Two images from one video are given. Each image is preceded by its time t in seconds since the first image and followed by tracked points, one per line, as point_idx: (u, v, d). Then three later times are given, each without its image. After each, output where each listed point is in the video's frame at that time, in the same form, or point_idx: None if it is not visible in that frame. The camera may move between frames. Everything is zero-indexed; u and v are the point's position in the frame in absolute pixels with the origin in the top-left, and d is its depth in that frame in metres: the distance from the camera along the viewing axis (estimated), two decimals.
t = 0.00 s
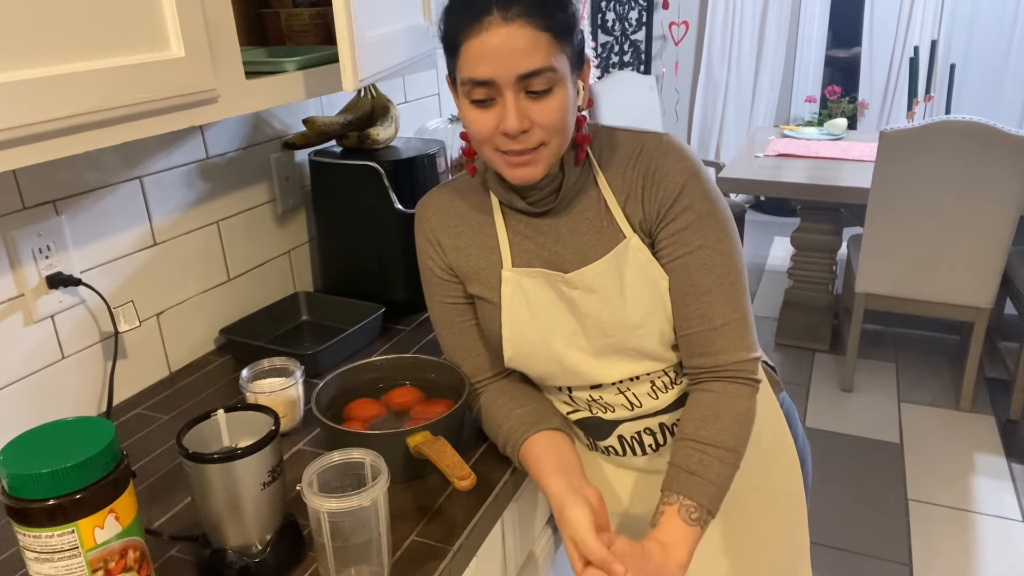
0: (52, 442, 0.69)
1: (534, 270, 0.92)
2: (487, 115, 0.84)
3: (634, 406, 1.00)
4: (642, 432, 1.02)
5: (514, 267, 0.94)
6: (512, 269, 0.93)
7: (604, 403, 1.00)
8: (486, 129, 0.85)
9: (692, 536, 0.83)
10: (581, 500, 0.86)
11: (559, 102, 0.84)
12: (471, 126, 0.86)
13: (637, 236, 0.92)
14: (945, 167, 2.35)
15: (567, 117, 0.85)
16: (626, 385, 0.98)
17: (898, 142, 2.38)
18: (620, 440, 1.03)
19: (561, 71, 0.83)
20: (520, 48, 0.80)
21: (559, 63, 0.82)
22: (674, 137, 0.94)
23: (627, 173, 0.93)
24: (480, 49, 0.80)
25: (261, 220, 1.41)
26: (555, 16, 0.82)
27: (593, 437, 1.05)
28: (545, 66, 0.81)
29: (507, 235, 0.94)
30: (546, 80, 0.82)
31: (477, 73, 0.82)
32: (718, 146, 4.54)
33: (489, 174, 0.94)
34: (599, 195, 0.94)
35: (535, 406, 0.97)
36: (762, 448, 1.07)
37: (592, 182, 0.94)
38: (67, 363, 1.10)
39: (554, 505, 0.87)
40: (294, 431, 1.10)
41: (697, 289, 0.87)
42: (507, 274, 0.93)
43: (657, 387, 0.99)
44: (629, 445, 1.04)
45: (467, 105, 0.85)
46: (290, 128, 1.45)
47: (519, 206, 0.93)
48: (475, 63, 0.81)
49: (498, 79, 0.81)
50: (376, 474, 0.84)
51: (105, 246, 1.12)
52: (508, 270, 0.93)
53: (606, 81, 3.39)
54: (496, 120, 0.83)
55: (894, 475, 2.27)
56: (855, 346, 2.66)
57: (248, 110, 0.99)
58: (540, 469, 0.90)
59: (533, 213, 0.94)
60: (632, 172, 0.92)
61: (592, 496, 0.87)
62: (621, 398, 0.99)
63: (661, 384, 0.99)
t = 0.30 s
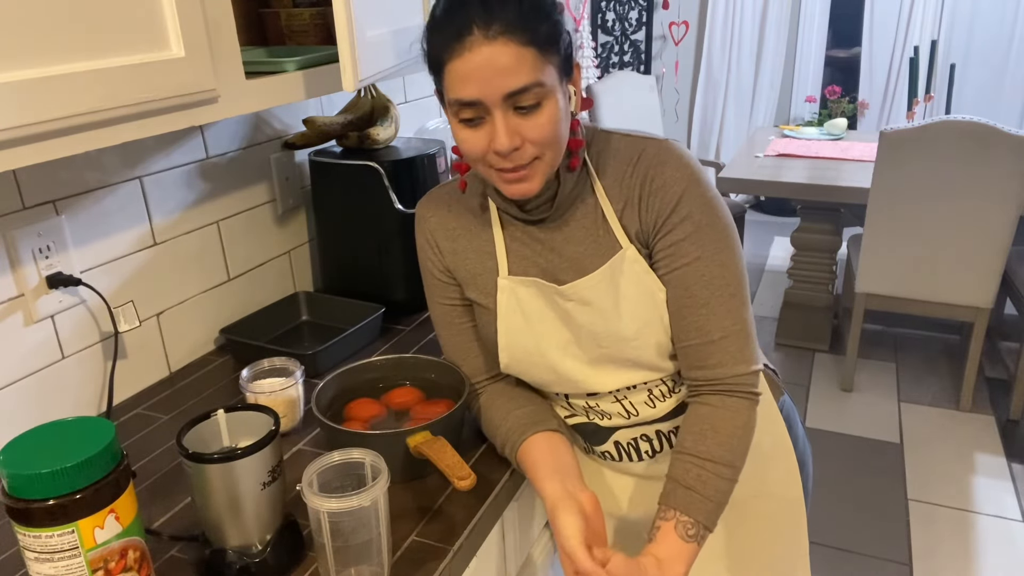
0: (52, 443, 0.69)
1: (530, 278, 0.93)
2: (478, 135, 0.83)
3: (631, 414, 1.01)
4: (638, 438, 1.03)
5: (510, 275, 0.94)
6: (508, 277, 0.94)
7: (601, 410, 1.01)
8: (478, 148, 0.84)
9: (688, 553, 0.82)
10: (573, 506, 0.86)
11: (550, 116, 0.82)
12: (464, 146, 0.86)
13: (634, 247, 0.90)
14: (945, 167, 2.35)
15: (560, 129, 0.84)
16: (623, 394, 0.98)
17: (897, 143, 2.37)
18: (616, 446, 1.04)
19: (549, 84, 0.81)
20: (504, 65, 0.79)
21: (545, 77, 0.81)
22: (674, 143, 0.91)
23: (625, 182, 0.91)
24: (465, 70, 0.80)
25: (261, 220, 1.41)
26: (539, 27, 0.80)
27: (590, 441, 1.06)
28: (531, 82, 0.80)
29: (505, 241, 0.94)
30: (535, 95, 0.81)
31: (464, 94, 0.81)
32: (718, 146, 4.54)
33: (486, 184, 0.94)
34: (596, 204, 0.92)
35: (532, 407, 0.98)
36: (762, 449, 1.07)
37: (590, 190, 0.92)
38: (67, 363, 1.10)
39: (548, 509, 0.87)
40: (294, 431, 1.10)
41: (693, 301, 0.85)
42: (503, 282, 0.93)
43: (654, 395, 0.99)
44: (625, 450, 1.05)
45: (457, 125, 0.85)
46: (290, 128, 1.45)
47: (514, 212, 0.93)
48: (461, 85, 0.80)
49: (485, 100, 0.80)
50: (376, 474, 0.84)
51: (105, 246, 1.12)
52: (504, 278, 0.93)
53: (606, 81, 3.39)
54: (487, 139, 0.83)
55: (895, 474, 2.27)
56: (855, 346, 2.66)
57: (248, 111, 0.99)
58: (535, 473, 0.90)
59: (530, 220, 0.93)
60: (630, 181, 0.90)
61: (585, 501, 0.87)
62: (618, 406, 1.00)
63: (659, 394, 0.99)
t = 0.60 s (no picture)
0: (51, 443, 0.69)
1: (524, 283, 0.93)
2: (473, 152, 0.83)
3: (625, 420, 1.00)
4: (633, 443, 1.03)
5: (503, 280, 0.94)
6: (502, 283, 0.94)
7: (595, 415, 1.01)
8: (474, 166, 0.84)
9: (670, 565, 0.82)
10: (561, 508, 0.85)
11: (545, 132, 0.82)
12: (460, 162, 0.86)
13: (626, 255, 0.90)
14: (945, 167, 2.35)
15: (555, 144, 0.84)
16: (617, 400, 0.98)
17: (897, 143, 2.37)
18: (611, 449, 1.05)
19: (543, 100, 0.81)
20: (496, 85, 0.78)
21: (539, 93, 0.80)
22: (672, 149, 0.90)
23: (619, 189, 0.90)
24: (459, 90, 0.79)
25: (261, 219, 1.41)
26: (532, 43, 0.79)
27: (585, 444, 1.06)
28: (526, 100, 0.80)
29: (500, 245, 0.94)
30: (530, 113, 0.81)
31: (459, 113, 0.81)
32: (718, 146, 4.54)
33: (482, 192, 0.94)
34: (589, 210, 0.92)
35: (528, 407, 0.98)
36: (761, 450, 1.07)
37: (583, 197, 0.92)
38: (67, 363, 1.10)
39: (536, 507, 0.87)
40: (294, 431, 1.10)
41: (685, 310, 0.84)
42: (497, 287, 0.93)
43: (649, 402, 0.99)
44: (620, 455, 1.05)
45: (453, 141, 0.85)
46: (290, 128, 1.45)
47: (507, 219, 0.93)
48: (456, 104, 0.80)
49: (480, 119, 0.80)
50: (376, 474, 0.84)
51: (105, 246, 1.12)
52: (498, 284, 0.93)
53: (607, 81, 3.39)
54: (483, 157, 0.83)
55: (894, 474, 2.27)
56: (856, 346, 2.66)
57: (248, 111, 0.99)
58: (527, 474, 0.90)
59: (523, 227, 0.93)
60: (624, 188, 0.90)
61: (573, 503, 0.87)
62: (612, 412, 1.00)
63: (654, 401, 0.99)
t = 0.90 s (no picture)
0: (51, 442, 0.69)
1: (522, 286, 0.93)
2: (476, 125, 0.83)
3: (623, 423, 1.00)
4: (631, 446, 1.03)
5: (503, 281, 0.94)
6: (501, 284, 0.94)
7: (594, 417, 1.01)
8: (476, 141, 0.84)
9: (665, 569, 0.82)
10: (556, 512, 0.85)
11: (549, 109, 0.82)
12: (462, 139, 0.85)
13: (626, 257, 0.90)
14: (945, 167, 2.35)
15: (557, 126, 0.84)
16: (616, 403, 0.98)
17: (897, 143, 2.37)
18: (608, 452, 1.05)
19: (548, 76, 0.82)
20: (503, 53, 0.79)
21: (545, 68, 0.81)
22: (673, 151, 0.89)
23: (619, 191, 0.90)
24: (466, 58, 0.80)
25: (261, 220, 1.41)
26: (539, 19, 0.81)
27: (583, 446, 1.07)
28: (533, 71, 0.80)
29: (500, 245, 0.95)
30: (535, 85, 0.81)
31: (464, 82, 0.81)
32: (718, 146, 4.54)
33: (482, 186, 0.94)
34: (589, 211, 0.91)
35: (527, 407, 0.98)
36: (761, 451, 1.06)
37: (581, 197, 0.92)
38: (67, 363, 1.10)
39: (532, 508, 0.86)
40: (294, 431, 1.10)
41: (685, 312, 0.84)
42: (495, 288, 0.94)
43: (648, 405, 0.99)
44: (618, 458, 1.05)
45: (456, 115, 0.84)
46: (290, 128, 1.45)
47: (508, 218, 0.92)
48: (462, 73, 0.81)
49: (485, 88, 0.80)
50: (376, 474, 0.84)
51: (105, 246, 1.12)
52: (497, 285, 0.94)
53: (607, 81, 3.40)
54: (486, 130, 0.83)
55: (894, 474, 2.27)
56: (855, 346, 2.66)
57: (249, 111, 0.99)
58: (524, 477, 0.90)
59: (522, 228, 0.93)
60: (624, 190, 0.89)
61: (568, 507, 0.86)
62: (611, 414, 1.00)
63: (652, 405, 0.99)
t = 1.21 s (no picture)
0: (51, 442, 0.69)
1: (522, 278, 0.93)
2: (488, 93, 0.85)
3: (625, 416, 1.00)
4: (633, 446, 1.03)
5: (503, 273, 0.94)
6: (500, 276, 0.94)
7: (596, 410, 1.00)
8: (486, 109, 0.85)
9: (673, 563, 0.82)
10: (559, 506, 0.85)
11: (558, 85, 0.85)
12: (471, 109, 0.87)
13: (626, 247, 0.90)
14: (945, 166, 2.35)
15: (565, 106, 0.87)
16: (617, 395, 0.97)
17: (897, 142, 2.37)
18: (610, 450, 1.05)
19: (561, 54, 0.85)
20: (522, 24, 0.82)
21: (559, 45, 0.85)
22: (672, 142, 0.90)
23: (619, 180, 0.90)
24: (485, 24, 0.83)
25: (261, 220, 1.41)
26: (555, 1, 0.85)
27: (585, 443, 1.06)
28: (548, 43, 0.83)
29: (500, 240, 0.95)
30: (548, 59, 0.84)
31: (480, 48, 0.83)
32: (718, 146, 4.54)
33: (484, 172, 0.95)
34: (589, 201, 0.91)
35: (528, 406, 0.98)
36: (762, 449, 1.06)
37: (580, 188, 0.92)
38: (67, 363, 1.10)
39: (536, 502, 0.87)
40: (294, 431, 1.10)
41: (685, 301, 0.84)
42: (495, 281, 0.93)
43: (650, 398, 0.98)
44: (620, 456, 1.05)
45: (468, 85, 0.86)
46: (290, 128, 1.45)
47: (510, 209, 0.93)
48: (479, 39, 0.83)
49: (500, 54, 0.83)
50: (376, 474, 0.84)
51: (105, 246, 1.12)
52: (497, 277, 0.93)
53: (606, 81, 3.40)
54: (498, 96, 0.84)
55: (894, 474, 2.27)
56: (855, 346, 2.66)
57: (248, 111, 0.99)
58: (526, 475, 0.90)
59: (524, 219, 0.93)
60: (623, 179, 0.90)
61: (572, 501, 0.86)
62: (612, 407, 0.99)
63: (653, 399, 0.98)
